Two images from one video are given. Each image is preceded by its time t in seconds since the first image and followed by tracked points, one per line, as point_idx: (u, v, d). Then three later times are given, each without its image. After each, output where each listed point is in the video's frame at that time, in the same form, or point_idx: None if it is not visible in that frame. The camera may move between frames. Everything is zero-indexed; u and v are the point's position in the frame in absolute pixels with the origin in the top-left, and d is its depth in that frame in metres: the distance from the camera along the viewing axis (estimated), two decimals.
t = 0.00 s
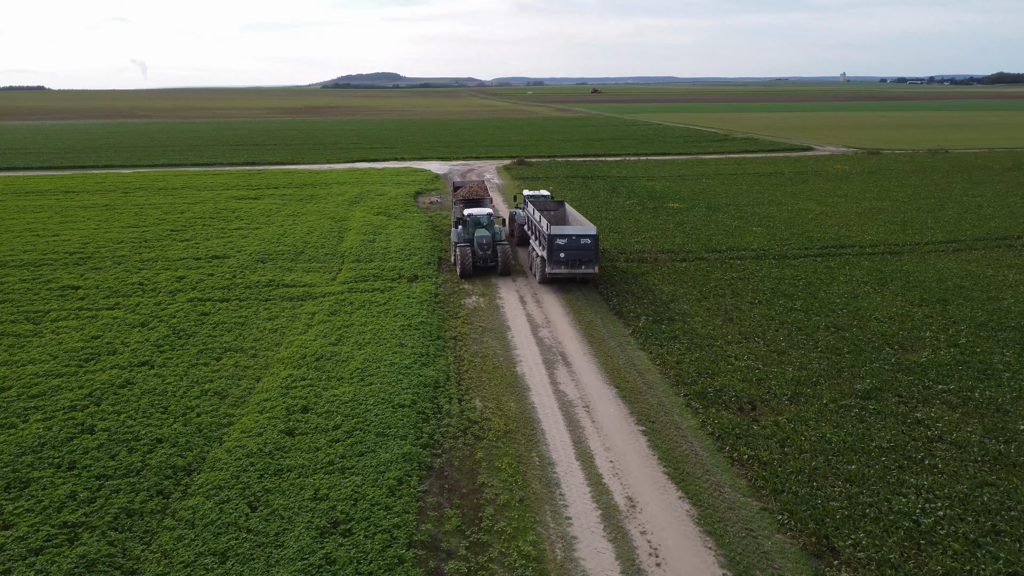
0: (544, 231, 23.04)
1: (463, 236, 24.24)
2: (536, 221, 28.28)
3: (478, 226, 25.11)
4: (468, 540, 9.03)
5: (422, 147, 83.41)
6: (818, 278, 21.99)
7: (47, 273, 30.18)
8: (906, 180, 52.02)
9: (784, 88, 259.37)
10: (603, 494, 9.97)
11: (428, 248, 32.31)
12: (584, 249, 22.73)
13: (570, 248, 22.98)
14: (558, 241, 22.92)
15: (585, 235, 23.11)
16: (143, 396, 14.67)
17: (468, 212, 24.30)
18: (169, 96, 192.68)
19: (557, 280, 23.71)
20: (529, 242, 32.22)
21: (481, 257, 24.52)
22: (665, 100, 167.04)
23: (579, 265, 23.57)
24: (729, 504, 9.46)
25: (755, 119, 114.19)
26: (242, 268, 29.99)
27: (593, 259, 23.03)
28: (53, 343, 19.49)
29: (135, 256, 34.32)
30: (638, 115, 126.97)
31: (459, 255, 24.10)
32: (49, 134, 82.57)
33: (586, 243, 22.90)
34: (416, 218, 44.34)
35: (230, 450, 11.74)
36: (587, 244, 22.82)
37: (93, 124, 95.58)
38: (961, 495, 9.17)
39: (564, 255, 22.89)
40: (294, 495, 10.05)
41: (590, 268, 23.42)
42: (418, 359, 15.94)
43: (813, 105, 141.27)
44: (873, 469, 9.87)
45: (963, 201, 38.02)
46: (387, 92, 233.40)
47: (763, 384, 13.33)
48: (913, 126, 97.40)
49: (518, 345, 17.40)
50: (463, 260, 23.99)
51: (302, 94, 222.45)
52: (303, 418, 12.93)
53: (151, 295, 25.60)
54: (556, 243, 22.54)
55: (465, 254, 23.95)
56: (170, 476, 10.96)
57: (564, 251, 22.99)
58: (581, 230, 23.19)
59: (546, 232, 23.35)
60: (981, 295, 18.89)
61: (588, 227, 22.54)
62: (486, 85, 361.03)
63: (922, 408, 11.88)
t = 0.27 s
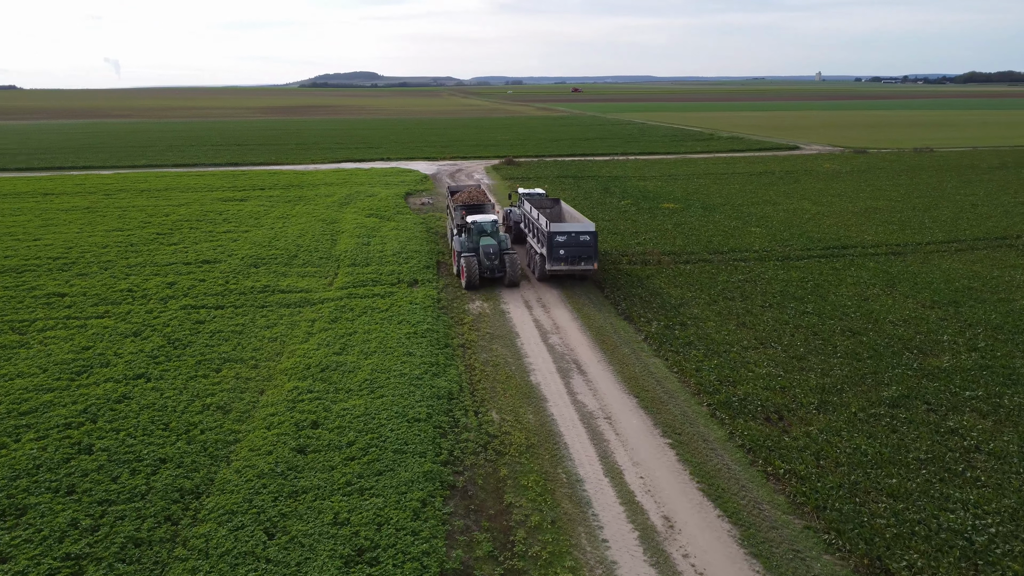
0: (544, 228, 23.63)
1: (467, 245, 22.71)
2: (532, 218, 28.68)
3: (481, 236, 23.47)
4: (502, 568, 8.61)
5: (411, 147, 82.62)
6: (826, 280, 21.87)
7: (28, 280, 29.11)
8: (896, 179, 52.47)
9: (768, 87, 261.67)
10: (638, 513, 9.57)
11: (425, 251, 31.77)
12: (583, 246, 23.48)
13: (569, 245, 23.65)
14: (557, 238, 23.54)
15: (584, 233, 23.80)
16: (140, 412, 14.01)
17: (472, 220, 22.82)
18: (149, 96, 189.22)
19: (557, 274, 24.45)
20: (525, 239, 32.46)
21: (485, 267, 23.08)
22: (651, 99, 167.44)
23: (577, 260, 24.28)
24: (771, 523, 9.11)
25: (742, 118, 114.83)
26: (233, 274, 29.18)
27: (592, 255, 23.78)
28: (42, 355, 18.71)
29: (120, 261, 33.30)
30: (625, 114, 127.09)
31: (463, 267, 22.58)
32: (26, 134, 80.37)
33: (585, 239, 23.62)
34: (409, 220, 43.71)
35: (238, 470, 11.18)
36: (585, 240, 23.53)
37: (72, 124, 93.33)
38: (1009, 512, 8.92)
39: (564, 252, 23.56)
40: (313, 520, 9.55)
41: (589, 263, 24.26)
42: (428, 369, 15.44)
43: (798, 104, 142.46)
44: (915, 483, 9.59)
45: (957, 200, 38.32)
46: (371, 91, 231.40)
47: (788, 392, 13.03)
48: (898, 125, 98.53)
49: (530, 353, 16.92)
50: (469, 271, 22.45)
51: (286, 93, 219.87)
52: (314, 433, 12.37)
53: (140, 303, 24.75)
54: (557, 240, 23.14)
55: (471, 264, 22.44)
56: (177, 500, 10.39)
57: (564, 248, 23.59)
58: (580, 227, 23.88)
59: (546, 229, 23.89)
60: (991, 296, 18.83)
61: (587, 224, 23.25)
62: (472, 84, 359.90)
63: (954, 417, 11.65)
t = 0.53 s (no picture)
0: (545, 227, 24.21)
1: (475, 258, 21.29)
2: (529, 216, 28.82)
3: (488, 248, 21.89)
4: None
5: (400, 149, 81.86)
6: (835, 285, 21.76)
7: (10, 291, 28.01)
8: (886, 181, 52.89)
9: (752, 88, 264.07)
10: (678, 538, 9.18)
11: (422, 257, 31.20)
12: (582, 245, 23.94)
13: (568, 244, 24.07)
14: (557, 237, 23.88)
15: (582, 232, 24.20)
16: (139, 432, 13.33)
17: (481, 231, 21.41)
18: (129, 98, 185.65)
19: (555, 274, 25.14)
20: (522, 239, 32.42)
21: (495, 281, 21.76)
22: (638, 100, 167.90)
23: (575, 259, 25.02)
24: (819, 547, 8.79)
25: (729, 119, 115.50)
26: (226, 281, 28.34)
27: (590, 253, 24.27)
28: (31, 370, 17.91)
29: (106, 269, 32.25)
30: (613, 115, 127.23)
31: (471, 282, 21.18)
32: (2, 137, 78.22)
33: (583, 238, 24.04)
34: (402, 224, 43.05)
35: (251, 495, 10.63)
36: (584, 239, 23.96)
37: (50, 127, 91.07)
38: None
39: (563, 251, 23.98)
40: (337, 551, 9.07)
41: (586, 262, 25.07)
42: (441, 381, 14.93)
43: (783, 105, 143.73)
44: (960, 500, 9.34)
45: (951, 202, 38.67)
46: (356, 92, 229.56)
47: (815, 403, 12.74)
48: (883, 126, 99.72)
49: (543, 363, 16.46)
50: (479, 286, 21.09)
51: (269, 94, 217.31)
52: (328, 453, 11.83)
53: (130, 313, 23.87)
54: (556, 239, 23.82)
55: (481, 279, 21.08)
56: (189, 531, 9.84)
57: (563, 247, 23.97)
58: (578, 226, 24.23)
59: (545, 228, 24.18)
60: (1002, 301, 18.80)
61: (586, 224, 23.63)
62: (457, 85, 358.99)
63: (988, 428, 11.43)
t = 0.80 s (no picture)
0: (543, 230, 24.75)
1: (489, 275, 19.94)
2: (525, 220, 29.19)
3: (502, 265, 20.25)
4: None
5: (390, 155, 81.19)
6: (844, 292, 21.66)
7: None
8: (876, 185, 53.44)
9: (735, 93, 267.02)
10: (725, 566, 8.80)
11: (421, 265, 30.69)
12: (581, 246, 24.49)
13: (566, 246, 24.59)
14: (555, 239, 24.39)
15: (580, 233, 24.69)
16: (142, 456, 12.71)
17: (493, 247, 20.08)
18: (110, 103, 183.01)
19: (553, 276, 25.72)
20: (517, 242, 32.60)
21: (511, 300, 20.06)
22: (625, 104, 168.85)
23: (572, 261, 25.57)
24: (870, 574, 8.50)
25: (716, 124, 116.34)
26: (220, 292, 27.62)
27: (589, 253, 24.78)
28: (21, 390, 17.12)
29: (94, 280, 31.29)
30: (601, 120, 127.64)
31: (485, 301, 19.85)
32: None
33: (582, 240, 24.55)
34: (396, 232, 42.54)
35: (267, 526, 10.11)
36: (582, 241, 24.49)
37: (29, 133, 89.09)
38: None
39: (561, 253, 24.48)
40: None
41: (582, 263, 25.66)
42: (454, 396, 14.47)
43: (769, 109, 145.20)
44: (1009, 521, 9.10)
45: (944, 207, 39.03)
46: (342, 97, 228.25)
47: (845, 417, 12.45)
48: (868, 130, 101.03)
49: (558, 377, 15.99)
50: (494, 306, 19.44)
51: (253, 99, 215.07)
52: (344, 476, 11.32)
53: (122, 327, 23.08)
54: (555, 241, 24.39)
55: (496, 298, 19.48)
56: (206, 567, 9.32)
57: (562, 248, 24.48)
58: (576, 227, 24.75)
59: (544, 232, 24.70)
60: (1012, 308, 18.78)
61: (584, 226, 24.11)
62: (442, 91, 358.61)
63: None
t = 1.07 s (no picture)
0: (539, 233, 25.34)
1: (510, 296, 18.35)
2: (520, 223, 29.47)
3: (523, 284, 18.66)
4: None
5: (379, 161, 80.40)
6: (854, 299, 21.53)
7: None
8: (867, 190, 53.96)
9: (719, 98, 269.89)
10: None
11: (420, 274, 30.19)
12: (578, 249, 24.90)
13: (564, 248, 24.98)
14: (553, 242, 24.76)
15: (578, 235, 25.08)
16: (146, 482, 12.09)
17: (512, 264, 18.82)
18: (90, 108, 179.87)
19: (553, 281, 26.16)
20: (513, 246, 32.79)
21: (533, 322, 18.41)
22: (611, 109, 169.66)
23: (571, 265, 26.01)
24: None
25: (703, 129, 117.19)
26: (215, 304, 26.89)
27: (587, 255, 25.18)
28: (11, 411, 16.31)
29: (81, 291, 30.33)
30: (589, 125, 127.99)
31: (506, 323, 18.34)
32: None
33: (579, 242, 24.95)
34: (391, 239, 41.98)
35: (288, 560, 9.60)
36: (580, 243, 24.88)
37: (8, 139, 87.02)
38: None
39: (559, 255, 24.86)
40: None
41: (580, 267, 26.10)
42: (470, 413, 14.00)
43: (754, 114, 146.62)
44: None
45: (939, 213, 39.39)
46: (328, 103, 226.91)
47: (878, 431, 12.16)
48: (854, 135, 102.20)
49: (575, 391, 15.53)
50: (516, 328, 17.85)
51: (237, 104, 212.97)
52: (365, 502, 10.81)
53: (113, 341, 22.28)
54: (553, 243, 24.79)
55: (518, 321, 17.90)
56: None
57: (560, 250, 24.90)
58: (573, 230, 25.13)
59: (541, 234, 25.06)
60: None
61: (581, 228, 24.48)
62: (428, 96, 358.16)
63: None
